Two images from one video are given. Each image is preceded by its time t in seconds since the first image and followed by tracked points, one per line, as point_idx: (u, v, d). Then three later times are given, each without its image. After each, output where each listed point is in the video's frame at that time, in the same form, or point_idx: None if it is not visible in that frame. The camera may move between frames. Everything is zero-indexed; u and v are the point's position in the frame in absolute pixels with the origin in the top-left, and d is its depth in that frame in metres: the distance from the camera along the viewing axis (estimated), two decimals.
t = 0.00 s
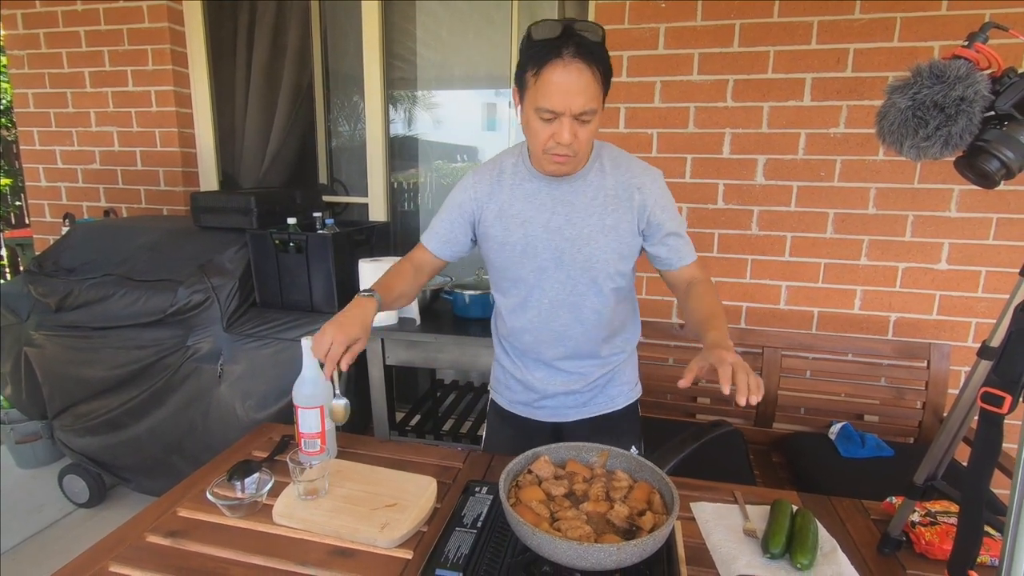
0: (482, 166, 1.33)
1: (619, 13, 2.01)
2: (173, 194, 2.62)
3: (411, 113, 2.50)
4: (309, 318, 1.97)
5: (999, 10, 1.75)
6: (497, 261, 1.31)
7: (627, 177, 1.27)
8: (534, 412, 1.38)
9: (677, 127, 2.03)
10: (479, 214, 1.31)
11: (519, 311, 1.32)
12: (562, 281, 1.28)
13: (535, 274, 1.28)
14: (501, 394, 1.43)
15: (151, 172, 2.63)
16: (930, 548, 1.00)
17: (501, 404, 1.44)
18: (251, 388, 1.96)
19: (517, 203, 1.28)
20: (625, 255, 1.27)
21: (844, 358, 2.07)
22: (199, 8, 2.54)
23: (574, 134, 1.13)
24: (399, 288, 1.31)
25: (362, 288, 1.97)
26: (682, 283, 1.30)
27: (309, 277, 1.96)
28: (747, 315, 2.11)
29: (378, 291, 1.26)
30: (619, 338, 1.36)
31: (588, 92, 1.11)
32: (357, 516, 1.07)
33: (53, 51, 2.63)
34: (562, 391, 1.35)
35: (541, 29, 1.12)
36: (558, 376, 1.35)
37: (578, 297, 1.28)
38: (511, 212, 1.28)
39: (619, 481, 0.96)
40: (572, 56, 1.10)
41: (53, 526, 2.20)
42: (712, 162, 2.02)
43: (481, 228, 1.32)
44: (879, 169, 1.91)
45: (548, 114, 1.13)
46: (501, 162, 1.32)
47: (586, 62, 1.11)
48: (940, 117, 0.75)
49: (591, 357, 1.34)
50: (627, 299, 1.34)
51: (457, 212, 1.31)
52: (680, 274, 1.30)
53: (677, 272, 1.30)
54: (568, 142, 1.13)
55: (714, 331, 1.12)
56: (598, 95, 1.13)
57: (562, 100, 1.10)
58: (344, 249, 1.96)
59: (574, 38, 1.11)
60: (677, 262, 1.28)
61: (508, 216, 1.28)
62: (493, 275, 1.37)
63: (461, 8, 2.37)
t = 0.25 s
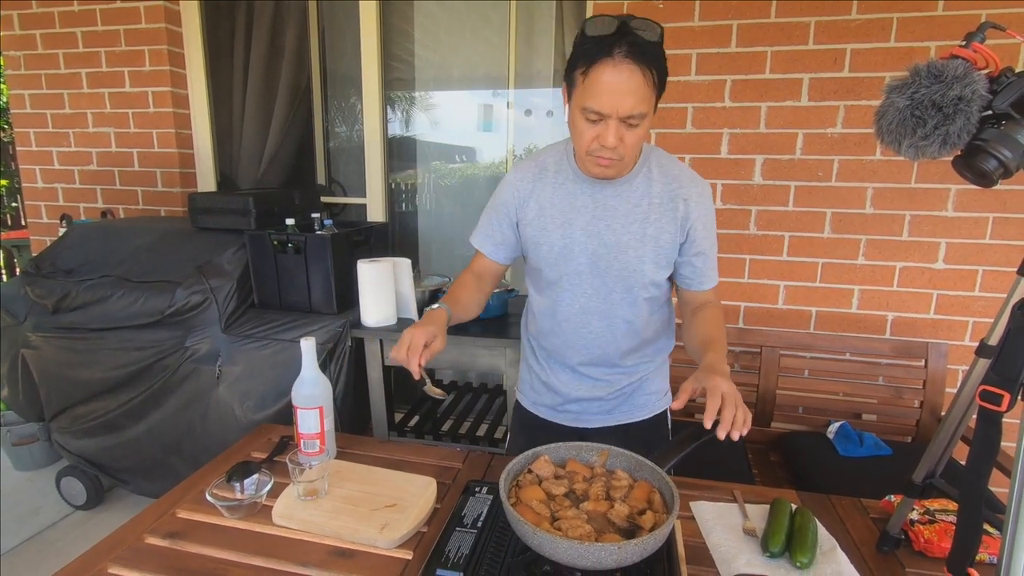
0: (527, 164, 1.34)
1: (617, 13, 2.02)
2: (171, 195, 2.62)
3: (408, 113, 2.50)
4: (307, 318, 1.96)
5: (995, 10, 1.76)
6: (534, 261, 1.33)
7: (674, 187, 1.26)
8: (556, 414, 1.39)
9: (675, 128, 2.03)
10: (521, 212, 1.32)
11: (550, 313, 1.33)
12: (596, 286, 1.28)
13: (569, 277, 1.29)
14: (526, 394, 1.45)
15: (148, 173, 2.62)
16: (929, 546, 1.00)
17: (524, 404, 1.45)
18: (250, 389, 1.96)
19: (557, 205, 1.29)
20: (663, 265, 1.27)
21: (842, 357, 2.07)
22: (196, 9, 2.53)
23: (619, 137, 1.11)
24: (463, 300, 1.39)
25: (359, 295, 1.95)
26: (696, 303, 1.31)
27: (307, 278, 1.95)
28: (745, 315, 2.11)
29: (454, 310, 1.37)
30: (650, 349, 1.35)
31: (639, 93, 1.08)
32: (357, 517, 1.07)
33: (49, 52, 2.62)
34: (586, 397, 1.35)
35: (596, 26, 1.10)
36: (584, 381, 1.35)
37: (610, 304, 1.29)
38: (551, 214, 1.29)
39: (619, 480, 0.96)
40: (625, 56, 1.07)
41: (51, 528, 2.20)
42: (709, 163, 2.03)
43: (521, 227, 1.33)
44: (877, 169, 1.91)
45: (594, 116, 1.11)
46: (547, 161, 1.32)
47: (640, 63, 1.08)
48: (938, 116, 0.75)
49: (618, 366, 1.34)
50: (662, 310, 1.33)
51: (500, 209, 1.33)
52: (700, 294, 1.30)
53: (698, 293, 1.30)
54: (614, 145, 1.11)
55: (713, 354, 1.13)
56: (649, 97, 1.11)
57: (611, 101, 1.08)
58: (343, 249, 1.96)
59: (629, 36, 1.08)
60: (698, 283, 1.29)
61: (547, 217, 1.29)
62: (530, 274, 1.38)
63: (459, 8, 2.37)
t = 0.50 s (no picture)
0: (561, 166, 1.36)
1: (615, 13, 2.02)
2: (169, 196, 2.61)
3: (407, 114, 2.50)
4: (306, 319, 1.96)
5: (992, 10, 1.77)
6: (561, 262, 1.34)
7: (707, 193, 1.24)
8: (574, 415, 1.40)
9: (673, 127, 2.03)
10: (552, 213, 1.34)
11: (574, 315, 1.34)
12: (620, 291, 1.29)
13: (594, 281, 1.29)
14: (547, 392, 1.47)
15: (146, 174, 2.62)
16: (927, 544, 1.01)
17: (544, 402, 1.47)
18: (248, 389, 1.96)
19: (586, 207, 1.30)
20: (691, 273, 1.26)
21: (840, 356, 2.08)
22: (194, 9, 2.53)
23: (646, 143, 1.10)
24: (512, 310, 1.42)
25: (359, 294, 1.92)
26: (733, 309, 1.27)
27: (306, 278, 1.95)
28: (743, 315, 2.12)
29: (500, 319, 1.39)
30: (674, 358, 1.34)
31: (667, 99, 1.07)
32: (356, 518, 1.07)
33: (46, 53, 2.62)
34: (605, 402, 1.36)
35: (627, 27, 1.09)
36: (604, 385, 1.36)
37: (634, 309, 1.29)
38: (580, 216, 1.30)
39: (618, 480, 0.96)
40: (655, 60, 1.06)
41: (49, 530, 2.19)
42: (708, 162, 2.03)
43: (550, 228, 1.35)
44: (875, 169, 1.92)
45: (620, 121, 1.11)
46: (579, 163, 1.34)
47: (670, 67, 1.06)
48: (936, 116, 0.75)
49: (639, 373, 1.33)
50: (688, 319, 1.32)
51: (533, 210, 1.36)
52: (736, 303, 1.26)
53: (733, 301, 1.26)
54: (639, 150, 1.11)
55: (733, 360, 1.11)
56: (679, 102, 1.09)
57: (638, 106, 1.07)
58: (341, 250, 1.96)
59: (661, 38, 1.07)
60: (735, 292, 1.25)
61: (575, 219, 1.30)
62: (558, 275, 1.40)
63: (457, 8, 2.37)
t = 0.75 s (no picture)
0: (570, 162, 1.38)
1: (613, 14, 2.03)
2: (168, 197, 2.62)
3: (406, 115, 2.50)
4: (306, 320, 1.96)
5: (988, 11, 1.78)
6: (569, 258, 1.36)
7: (715, 189, 1.25)
8: (576, 416, 1.40)
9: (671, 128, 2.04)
10: (561, 208, 1.35)
11: (580, 311, 1.35)
12: (626, 285, 1.29)
13: (601, 276, 1.30)
14: (551, 394, 1.47)
15: (145, 175, 2.62)
16: (926, 543, 1.01)
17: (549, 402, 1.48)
18: (248, 390, 1.96)
19: (594, 202, 1.31)
20: (698, 269, 1.26)
21: (838, 356, 2.08)
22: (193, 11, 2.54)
23: (647, 132, 1.11)
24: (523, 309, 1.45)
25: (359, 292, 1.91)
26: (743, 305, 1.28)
27: (305, 279, 1.96)
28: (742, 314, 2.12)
29: (514, 321, 1.42)
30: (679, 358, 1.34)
31: (666, 88, 1.08)
32: (356, 518, 1.07)
33: (45, 54, 2.62)
34: (608, 402, 1.36)
35: (629, 22, 1.11)
36: (608, 385, 1.36)
37: (640, 305, 1.29)
38: (588, 210, 1.31)
39: (618, 479, 0.96)
40: (654, 50, 1.07)
41: (49, 531, 2.20)
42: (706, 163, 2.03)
43: (559, 224, 1.36)
44: (872, 169, 1.92)
45: (621, 112, 1.12)
46: (589, 159, 1.35)
47: (668, 57, 1.08)
48: (932, 116, 0.76)
49: (644, 372, 1.34)
50: (695, 317, 1.32)
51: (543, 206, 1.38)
52: (746, 299, 1.27)
53: (743, 298, 1.27)
54: (641, 141, 1.12)
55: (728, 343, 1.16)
56: (680, 92, 1.10)
57: (637, 97, 1.08)
58: (341, 251, 1.97)
59: (659, 30, 1.09)
60: (745, 288, 1.26)
61: (584, 214, 1.31)
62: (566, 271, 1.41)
63: (455, 9, 2.38)
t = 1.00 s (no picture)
0: (558, 166, 1.40)
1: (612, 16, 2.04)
2: (167, 199, 2.62)
3: (406, 116, 2.51)
4: (304, 321, 1.96)
5: (984, 14, 1.79)
6: (558, 258, 1.38)
7: (695, 184, 1.25)
8: (572, 417, 1.41)
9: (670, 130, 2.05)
10: (549, 210, 1.37)
11: (571, 311, 1.37)
12: (614, 283, 1.30)
13: (589, 274, 1.32)
14: (547, 396, 1.48)
15: (145, 177, 2.62)
16: (922, 542, 1.02)
17: (545, 404, 1.48)
18: (247, 392, 1.96)
19: (580, 202, 1.33)
20: (683, 264, 1.26)
21: (836, 357, 2.09)
22: (192, 13, 2.54)
23: (632, 131, 1.13)
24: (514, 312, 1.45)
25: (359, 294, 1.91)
26: (737, 301, 1.24)
27: (305, 281, 1.96)
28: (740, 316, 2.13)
29: (505, 323, 1.43)
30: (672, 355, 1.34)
31: (649, 87, 1.10)
32: (356, 519, 1.08)
33: (45, 56, 2.62)
34: (602, 402, 1.36)
35: (606, 27, 1.14)
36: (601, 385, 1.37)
37: (629, 302, 1.30)
38: (575, 211, 1.33)
39: (616, 480, 0.97)
40: (634, 51, 1.10)
41: (48, 533, 2.20)
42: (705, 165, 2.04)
43: (548, 226, 1.39)
44: (869, 171, 1.93)
45: (605, 113, 1.14)
46: (575, 161, 1.38)
47: (649, 58, 1.10)
48: (926, 121, 0.76)
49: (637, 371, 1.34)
50: (685, 314, 1.31)
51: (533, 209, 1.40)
52: (738, 293, 1.23)
53: (735, 292, 1.23)
54: (626, 139, 1.13)
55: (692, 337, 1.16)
56: (661, 90, 1.12)
57: (621, 97, 1.10)
58: (340, 252, 1.98)
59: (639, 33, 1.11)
60: (734, 283, 1.22)
61: (571, 214, 1.33)
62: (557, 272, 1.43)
63: (454, 10, 2.38)
